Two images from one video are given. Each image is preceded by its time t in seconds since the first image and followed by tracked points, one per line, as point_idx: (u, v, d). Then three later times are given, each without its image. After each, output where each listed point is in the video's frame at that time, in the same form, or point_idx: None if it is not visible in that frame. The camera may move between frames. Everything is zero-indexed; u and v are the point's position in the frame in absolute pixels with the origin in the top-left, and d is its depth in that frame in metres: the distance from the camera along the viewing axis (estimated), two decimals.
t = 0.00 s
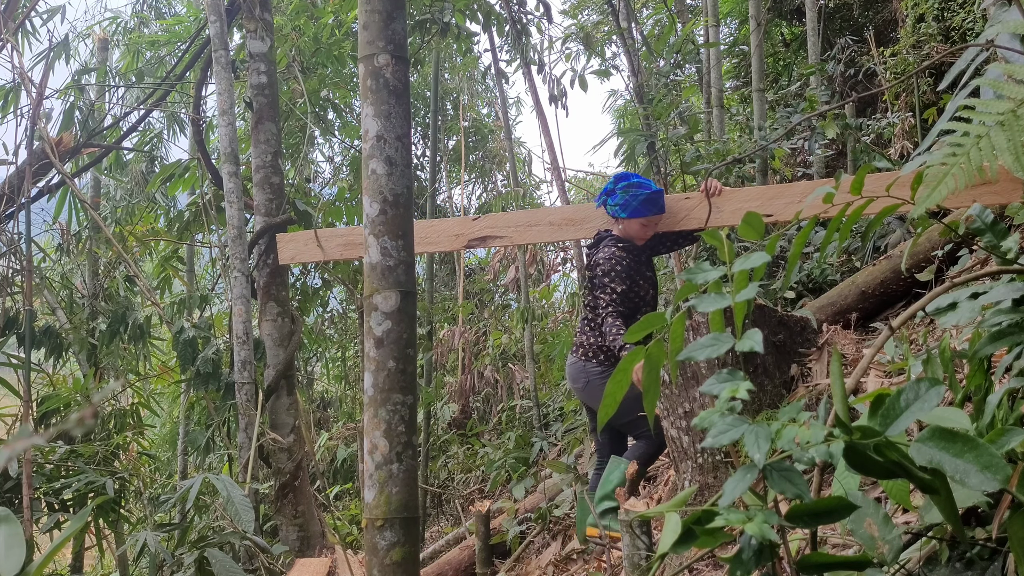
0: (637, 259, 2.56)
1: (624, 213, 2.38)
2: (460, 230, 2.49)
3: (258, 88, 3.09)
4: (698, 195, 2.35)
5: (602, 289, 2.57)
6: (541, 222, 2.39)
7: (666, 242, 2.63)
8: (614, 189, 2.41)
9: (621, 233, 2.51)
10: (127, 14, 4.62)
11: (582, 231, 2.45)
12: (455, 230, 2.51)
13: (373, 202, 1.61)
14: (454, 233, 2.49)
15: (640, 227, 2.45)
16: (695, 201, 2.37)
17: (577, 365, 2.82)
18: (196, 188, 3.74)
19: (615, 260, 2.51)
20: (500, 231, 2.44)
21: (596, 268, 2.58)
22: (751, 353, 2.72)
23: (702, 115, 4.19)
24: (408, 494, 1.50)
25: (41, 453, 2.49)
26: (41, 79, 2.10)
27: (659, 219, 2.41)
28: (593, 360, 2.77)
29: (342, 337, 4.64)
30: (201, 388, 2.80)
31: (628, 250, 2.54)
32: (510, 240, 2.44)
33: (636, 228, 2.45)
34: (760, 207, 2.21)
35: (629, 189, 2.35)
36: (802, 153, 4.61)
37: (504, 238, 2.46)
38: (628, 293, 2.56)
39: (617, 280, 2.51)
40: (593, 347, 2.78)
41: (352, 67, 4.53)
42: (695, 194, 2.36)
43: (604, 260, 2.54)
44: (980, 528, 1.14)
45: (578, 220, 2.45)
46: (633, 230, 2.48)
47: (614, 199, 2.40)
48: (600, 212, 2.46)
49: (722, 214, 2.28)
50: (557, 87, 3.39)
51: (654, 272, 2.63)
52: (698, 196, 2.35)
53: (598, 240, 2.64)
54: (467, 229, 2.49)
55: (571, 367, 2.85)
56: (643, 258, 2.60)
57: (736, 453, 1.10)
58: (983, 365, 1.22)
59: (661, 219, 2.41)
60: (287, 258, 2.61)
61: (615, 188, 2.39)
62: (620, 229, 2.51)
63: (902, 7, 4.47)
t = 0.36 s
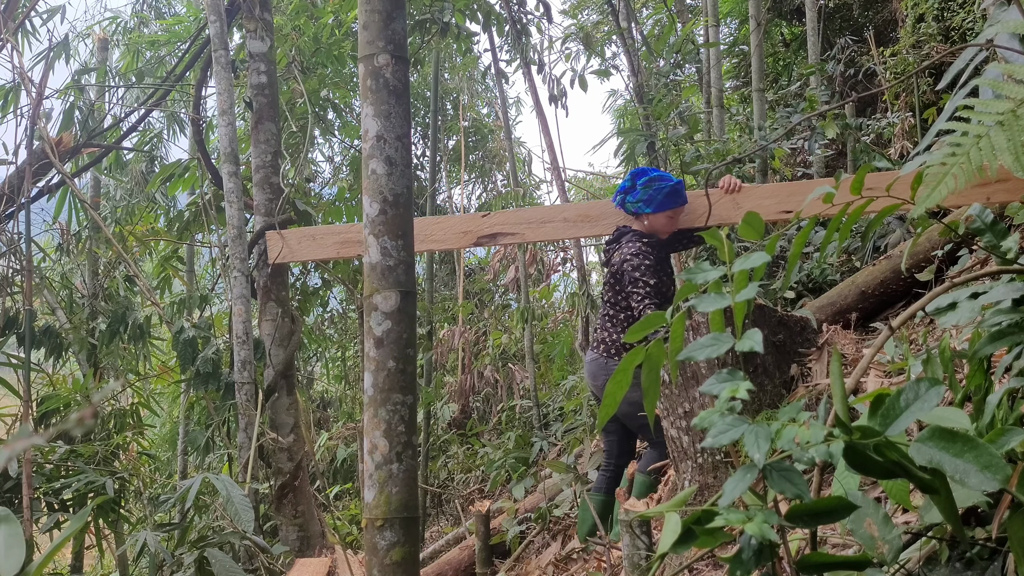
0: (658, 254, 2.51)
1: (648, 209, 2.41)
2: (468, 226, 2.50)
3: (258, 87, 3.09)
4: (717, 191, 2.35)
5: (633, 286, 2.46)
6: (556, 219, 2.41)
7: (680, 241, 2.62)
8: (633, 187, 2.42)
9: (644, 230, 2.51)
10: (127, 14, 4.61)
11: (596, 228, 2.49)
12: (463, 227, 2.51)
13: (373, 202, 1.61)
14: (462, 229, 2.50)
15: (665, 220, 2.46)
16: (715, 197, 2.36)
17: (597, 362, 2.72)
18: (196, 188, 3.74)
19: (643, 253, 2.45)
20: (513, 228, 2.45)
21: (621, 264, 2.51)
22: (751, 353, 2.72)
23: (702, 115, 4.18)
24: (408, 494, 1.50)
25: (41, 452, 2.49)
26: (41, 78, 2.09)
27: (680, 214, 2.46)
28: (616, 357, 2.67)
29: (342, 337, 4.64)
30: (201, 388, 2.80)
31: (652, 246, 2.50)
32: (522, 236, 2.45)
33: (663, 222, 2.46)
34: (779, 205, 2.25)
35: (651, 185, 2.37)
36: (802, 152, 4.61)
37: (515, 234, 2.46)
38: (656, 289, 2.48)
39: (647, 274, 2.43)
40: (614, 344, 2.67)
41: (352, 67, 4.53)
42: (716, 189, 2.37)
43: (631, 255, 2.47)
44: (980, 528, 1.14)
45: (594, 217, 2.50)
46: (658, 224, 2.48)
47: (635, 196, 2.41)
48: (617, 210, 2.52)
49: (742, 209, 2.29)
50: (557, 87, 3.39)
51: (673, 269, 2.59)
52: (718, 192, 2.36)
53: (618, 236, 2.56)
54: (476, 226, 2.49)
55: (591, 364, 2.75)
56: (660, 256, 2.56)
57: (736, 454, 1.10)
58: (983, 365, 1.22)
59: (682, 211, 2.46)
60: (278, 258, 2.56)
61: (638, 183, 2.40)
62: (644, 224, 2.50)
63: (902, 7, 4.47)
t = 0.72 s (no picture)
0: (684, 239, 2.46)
1: (674, 193, 2.43)
2: (488, 214, 2.41)
3: (258, 87, 3.09)
4: (740, 178, 2.32)
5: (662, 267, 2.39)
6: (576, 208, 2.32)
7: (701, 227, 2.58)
8: (654, 176, 2.43)
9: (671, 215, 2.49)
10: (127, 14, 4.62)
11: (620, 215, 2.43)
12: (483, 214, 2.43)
13: (373, 203, 1.61)
14: (481, 217, 2.41)
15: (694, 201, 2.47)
16: (738, 184, 2.34)
17: (605, 348, 2.74)
18: (196, 187, 3.74)
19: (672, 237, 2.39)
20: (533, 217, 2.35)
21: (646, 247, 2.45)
22: (751, 353, 2.71)
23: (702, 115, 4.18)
24: (407, 494, 1.50)
25: (41, 453, 2.49)
26: (41, 78, 2.09)
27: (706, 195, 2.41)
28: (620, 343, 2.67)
29: (342, 337, 4.64)
30: (201, 388, 2.80)
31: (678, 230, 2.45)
32: (543, 225, 2.36)
33: (691, 203, 2.47)
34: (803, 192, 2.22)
35: (673, 170, 2.39)
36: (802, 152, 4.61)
37: (536, 222, 2.37)
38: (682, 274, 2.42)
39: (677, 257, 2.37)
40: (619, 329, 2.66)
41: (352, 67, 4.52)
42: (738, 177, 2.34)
43: (661, 238, 2.40)
44: (981, 528, 1.14)
45: (617, 205, 2.45)
46: (687, 206, 2.49)
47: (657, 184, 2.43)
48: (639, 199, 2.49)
49: (765, 195, 2.24)
50: (557, 87, 3.40)
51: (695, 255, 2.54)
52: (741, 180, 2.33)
53: (643, 221, 2.50)
54: (496, 214, 2.41)
55: (598, 350, 2.78)
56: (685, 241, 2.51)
57: (736, 453, 1.10)
58: (983, 365, 1.22)
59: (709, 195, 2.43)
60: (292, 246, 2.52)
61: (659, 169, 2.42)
62: (672, 209, 2.50)
63: (902, 7, 4.47)
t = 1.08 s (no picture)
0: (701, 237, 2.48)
1: (683, 195, 2.38)
2: (506, 214, 2.42)
3: (258, 87, 3.09)
4: (757, 173, 2.32)
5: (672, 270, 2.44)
6: (594, 205, 2.32)
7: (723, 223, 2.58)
8: (666, 175, 2.39)
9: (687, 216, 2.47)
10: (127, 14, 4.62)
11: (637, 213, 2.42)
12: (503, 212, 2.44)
13: (373, 202, 1.61)
14: (499, 217, 2.42)
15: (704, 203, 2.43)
16: (755, 180, 2.33)
17: (615, 343, 2.75)
18: (196, 187, 3.74)
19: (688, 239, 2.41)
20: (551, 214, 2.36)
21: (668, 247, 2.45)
22: (751, 353, 2.71)
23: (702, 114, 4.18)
24: (407, 494, 1.50)
25: (41, 453, 2.49)
26: (41, 78, 2.09)
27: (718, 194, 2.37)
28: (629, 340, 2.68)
29: (342, 337, 4.65)
30: (201, 388, 2.80)
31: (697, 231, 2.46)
32: (559, 223, 2.36)
33: (700, 205, 2.43)
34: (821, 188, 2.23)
35: (682, 170, 2.36)
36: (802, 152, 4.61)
37: (553, 221, 2.37)
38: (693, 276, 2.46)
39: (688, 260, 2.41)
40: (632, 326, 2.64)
41: (352, 67, 4.52)
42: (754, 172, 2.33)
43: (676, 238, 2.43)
44: (980, 528, 1.14)
45: (634, 202, 2.43)
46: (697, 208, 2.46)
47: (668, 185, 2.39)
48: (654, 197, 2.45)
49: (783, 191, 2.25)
50: (557, 87, 3.40)
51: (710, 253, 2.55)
52: (758, 175, 2.32)
53: (662, 220, 2.52)
54: (513, 214, 2.41)
55: (609, 345, 2.79)
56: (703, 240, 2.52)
57: (735, 453, 1.11)
58: (983, 365, 1.22)
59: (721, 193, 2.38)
60: (309, 250, 2.52)
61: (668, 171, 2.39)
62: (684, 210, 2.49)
63: (902, 6, 4.46)
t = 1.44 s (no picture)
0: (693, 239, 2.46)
1: (680, 200, 2.41)
2: (501, 217, 2.40)
3: (258, 87, 3.09)
4: (753, 174, 2.31)
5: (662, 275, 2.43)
6: (591, 207, 2.34)
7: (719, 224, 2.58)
8: (660, 180, 2.39)
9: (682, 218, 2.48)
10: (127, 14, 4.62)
11: (630, 216, 2.43)
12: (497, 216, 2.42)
13: (373, 202, 1.61)
14: (494, 220, 2.40)
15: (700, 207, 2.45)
16: (750, 180, 2.33)
17: (612, 347, 2.73)
18: (196, 187, 3.74)
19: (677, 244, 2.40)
20: (546, 218, 2.36)
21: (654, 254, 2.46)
22: (751, 353, 2.71)
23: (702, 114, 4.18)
24: (407, 494, 1.50)
25: (41, 453, 2.49)
26: (41, 78, 2.10)
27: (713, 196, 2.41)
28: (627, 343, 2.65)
29: (342, 337, 4.65)
30: (201, 388, 2.79)
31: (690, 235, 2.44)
32: (556, 226, 2.37)
33: (696, 209, 2.45)
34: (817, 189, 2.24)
35: (677, 178, 2.36)
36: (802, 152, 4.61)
37: (549, 224, 2.38)
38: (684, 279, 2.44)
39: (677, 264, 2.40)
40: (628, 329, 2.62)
41: (352, 67, 4.52)
42: (749, 173, 2.32)
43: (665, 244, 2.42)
44: (980, 527, 1.14)
45: (629, 205, 2.44)
46: (693, 211, 2.47)
47: (663, 190, 2.39)
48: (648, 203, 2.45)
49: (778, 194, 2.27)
50: (557, 87, 3.40)
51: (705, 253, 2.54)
52: (753, 176, 2.31)
53: (653, 224, 2.50)
54: (508, 217, 2.40)
55: (607, 349, 2.77)
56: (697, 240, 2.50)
57: (735, 453, 1.11)
58: (982, 365, 1.22)
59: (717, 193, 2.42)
60: (309, 254, 2.52)
61: (664, 177, 2.37)
62: (678, 213, 2.48)
63: (902, 6, 4.46)
